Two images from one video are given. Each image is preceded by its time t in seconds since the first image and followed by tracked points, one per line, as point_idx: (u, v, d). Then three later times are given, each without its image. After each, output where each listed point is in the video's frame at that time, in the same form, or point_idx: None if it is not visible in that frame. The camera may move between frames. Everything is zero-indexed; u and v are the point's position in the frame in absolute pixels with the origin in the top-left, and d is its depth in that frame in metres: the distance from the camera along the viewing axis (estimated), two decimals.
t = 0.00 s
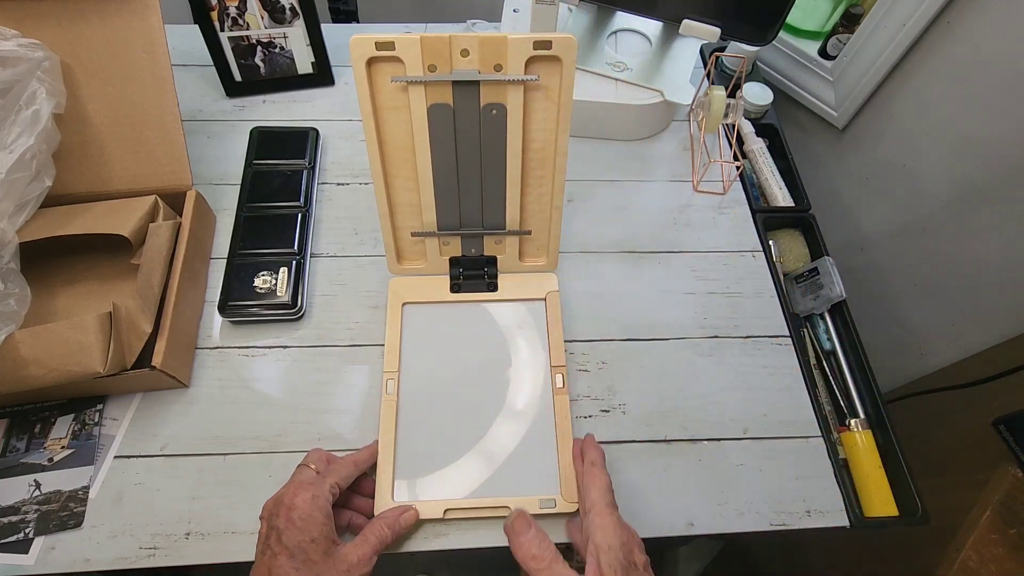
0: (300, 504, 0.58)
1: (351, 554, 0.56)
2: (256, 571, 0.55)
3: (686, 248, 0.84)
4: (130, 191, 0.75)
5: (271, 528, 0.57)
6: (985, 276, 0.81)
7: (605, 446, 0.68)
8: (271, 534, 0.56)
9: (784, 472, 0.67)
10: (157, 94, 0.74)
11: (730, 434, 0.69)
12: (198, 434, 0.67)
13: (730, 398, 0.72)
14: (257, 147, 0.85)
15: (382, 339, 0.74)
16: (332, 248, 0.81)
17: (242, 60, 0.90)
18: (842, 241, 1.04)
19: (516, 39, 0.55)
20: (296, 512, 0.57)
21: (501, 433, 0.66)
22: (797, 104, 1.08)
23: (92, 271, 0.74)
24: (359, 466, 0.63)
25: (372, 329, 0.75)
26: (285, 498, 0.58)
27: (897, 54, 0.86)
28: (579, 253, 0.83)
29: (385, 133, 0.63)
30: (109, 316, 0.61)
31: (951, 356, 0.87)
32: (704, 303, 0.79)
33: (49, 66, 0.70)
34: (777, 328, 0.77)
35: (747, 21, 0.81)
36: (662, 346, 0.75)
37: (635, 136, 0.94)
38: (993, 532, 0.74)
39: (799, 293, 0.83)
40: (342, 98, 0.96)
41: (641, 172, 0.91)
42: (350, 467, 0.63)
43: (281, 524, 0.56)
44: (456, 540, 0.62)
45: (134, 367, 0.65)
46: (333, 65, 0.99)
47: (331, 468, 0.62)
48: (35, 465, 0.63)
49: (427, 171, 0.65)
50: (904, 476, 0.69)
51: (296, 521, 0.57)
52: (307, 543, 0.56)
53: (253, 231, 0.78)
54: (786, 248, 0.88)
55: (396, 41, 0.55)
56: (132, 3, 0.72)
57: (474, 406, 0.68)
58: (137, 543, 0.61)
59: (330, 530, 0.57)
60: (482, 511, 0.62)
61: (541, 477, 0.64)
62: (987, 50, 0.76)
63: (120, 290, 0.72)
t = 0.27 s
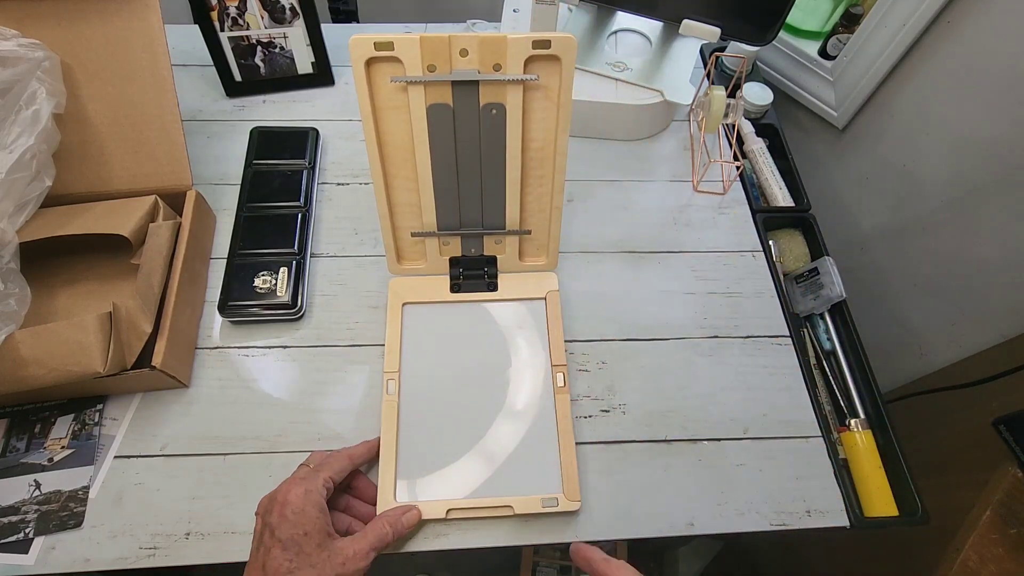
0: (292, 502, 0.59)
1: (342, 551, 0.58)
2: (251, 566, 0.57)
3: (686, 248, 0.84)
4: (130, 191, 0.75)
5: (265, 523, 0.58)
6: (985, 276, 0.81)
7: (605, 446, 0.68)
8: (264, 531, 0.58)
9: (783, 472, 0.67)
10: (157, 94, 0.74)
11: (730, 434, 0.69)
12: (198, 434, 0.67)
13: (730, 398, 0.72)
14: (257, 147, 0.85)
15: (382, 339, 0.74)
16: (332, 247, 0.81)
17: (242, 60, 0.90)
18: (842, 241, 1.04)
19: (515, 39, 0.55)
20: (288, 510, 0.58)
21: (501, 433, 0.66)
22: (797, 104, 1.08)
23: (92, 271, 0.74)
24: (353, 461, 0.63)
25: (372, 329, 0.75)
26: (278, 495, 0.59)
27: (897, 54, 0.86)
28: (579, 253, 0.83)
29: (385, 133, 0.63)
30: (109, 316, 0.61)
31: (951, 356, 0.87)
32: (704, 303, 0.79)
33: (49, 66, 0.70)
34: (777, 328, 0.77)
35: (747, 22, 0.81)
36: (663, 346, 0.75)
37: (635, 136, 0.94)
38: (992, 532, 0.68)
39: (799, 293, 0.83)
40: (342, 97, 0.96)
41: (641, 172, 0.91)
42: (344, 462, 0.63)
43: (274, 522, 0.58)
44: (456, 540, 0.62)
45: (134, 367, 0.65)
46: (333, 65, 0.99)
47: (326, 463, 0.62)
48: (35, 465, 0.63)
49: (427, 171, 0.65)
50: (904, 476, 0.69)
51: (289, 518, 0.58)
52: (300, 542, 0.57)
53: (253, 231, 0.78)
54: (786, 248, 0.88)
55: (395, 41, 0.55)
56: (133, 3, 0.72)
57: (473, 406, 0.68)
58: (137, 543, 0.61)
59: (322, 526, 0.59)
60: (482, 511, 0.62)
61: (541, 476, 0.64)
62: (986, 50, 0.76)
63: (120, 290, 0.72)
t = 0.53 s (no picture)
0: (327, 493, 0.57)
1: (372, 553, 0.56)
2: (270, 558, 0.53)
3: (686, 248, 0.84)
4: (130, 191, 0.75)
5: (293, 516, 0.56)
6: (985, 276, 0.81)
7: (605, 446, 0.68)
8: (293, 522, 0.55)
9: (783, 472, 0.67)
10: (157, 94, 0.74)
11: (730, 434, 0.69)
12: (198, 434, 0.67)
13: (730, 398, 0.72)
14: (257, 147, 0.85)
15: (382, 339, 0.74)
16: (332, 247, 0.81)
17: (242, 60, 0.90)
18: (842, 241, 1.04)
19: (515, 39, 0.55)
20: (324, 503, 0.56)
21: (501, 433, 0.66)
22: (797, 104, 1.08)
23: (92, 271, 0.74)
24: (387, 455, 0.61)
25: (372, 330, 0.75)
26: (315, 483, 0.57)
27: (897, 54, 0.86)
28: (579, 253, 0.83)
29: (384, 134, 0.63)
30: (109, 316, 0.61)
31: (951, 356, 0.87)
32: (704, 303, 0.79)
33: (49, 66, 0.70)
34: (777, 328, 0.77)
35: (747, 22, 0.81)
36: (663, 346, 0.75)
37: (635, 136, 0.94)
38: (992, 532, 0.68)
39: (799, 293, 0.83)
40: (342, 98, 0.96)
41: (641, 173, 0.91)
42: (379, 455, 0.60)
43: (306, 514, 0.55)
44: (456, 540, 0.62)
45: (134, 367, 0.65)
46: (333, 65, 0.99)
47: (358, 453, 0.60)
48: (35, 465, 0.63)
49: (427, 171, 0.65)
50: (904, 476, 0.69)
51: (323, 511, 0.56)
52: (329, 539, 0.55)
53: (253, 231, 0.78)
54: (786, 248, 0.88)
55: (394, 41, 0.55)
56: (133, 3, 0.72)
57: (473, 405, 0.68)
58: (137, 543, 0.61)
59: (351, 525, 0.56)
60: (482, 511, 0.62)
61: (542, 476, 0.64)
62: (986, 50, 0.76)
63: (121, 290, 0.72)
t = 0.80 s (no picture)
0: (327, 499, 0.55)
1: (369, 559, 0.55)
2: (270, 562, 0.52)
3: (686, 248, 0.84)
4: (130, 191, 0.75)
5: (294, 519, 0.54)
6: (985, 276, 0.81)
7: (605, 446, 0.68)
8: (292, 526, 0.54)
9: (783, 472, 0.67)
10: (158, 94, 0.74)
11: (730, 433, 0.69)
12: (198, 434, 0.67)
13: (730, 398, 0.72)
14: (256, 147, 0.85)
15: (382, 339, 0.74)
16: (332, 247, 0.81)
17: (242, 60, 0.90)
18: (842, 241, 1.04)
19: (514, 38, 0.55)
20: (324, 509, 0.55)
21: (501, 433, 0.66)
22: (797, 104, 1.08)
23: (92, 271, 0.74)
24: (388, 468, 0.60)
25: (372, 329, 0.75)
26: (314, 489, 0.56)
27: (897, 54, 0.86)
28: (579, 253, 0.83)
29: (384, 134, 0.63)
30: (109, 316, 0.61)
31: (951, 356, 0.87)
32: (704, 303, 0.79)
33: (49, 66, 0.70)
34: (777, 328, 0.77)
35: (747, 21, 0.81)
36: (663, 346, 0.75)
37: (635, 136, 0.94)
38: (992, 532, 0.69)
39: (799, 293, 0.83)
40: (342, 97, 0.96)
41: (641, 173, 0.91)
42: (379, 469, 0.60)
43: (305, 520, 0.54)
44: (456, 539, 0.62)
45: (134, 367, 0.65)
46: (333, 65, 0.99)
47: (359, 464, 0.59)
48: (35, 465, 0.63)
49: (427, 171, 0.65)
50: (904, 476, 0.69)
51: (323, 516, 0.55)
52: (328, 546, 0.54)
53: (253, 230, 0.78)
54: (786, 248, 0.88)
55: (394, 41, 0.55)
56: (133, 3, 0.72)
57: (473, 406, 0.68)
58: (137, 543, 0.61)
59: (350, 532, 0.56)
60: (483, 511, 0.62)
61: (541, 476, 0.64)
62: (986, 50, 0.76)
63: (121, 290, 0.72)
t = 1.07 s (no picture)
0: (301, 453, 0.57)
1: (347, 507, 0.57)
2: (246, 518, 0.56)
3: (686, 248, 0.84)
4: (130, 191, 0.75)
5: (269, 475, 0.57)
6: (986, 276, 0.81)
7: (605, 446, 0.68)
8: (268, 481, 0.57)
9: (783, 472, 0.67)
10: (158, 94, 0.74)
11: (730, 433, 0.69)
12: (198, 434, 0.67)
13: (730, 398, 0.72)
14: (256, 147, 0.85)
15: (382, 339, 0.74)
16: (332, 247, 0.81)
17: (242, 60, 0.90)
18: (842, 241, 1.04)
19: (514, 38, 0.55)
20: (299, 464, 0.57)
21: (501, 433, 0.66)
22: (797, 104, 1.08)
23: (92, 271, 0.74)
24: (366, 422, 0.61)
25: (372, 329, 0.75)
26: (289, 442, 0.57)
27: (897, 54, 0.86)
28: (579, 253, 0.83)
29: (384, 134, 0.63)
30: (109, 316, 0.61)
31: (951, 356, 0.87)
32: (704, 303, 0.79)
33: (49, 66, 0.70)
34: (777, 328, 0.77)
35: (747, 21, 0.81)
36: (663, 346, 0.75)
37: (635, 136, 0.94)
38: (992, 532, 0.69)
39: (799, 293, 0.83)
40: (342, 98, 0.96)
41: (641, 173, 0.91)
42: (357, 427, 0.60)
43: (278, 473, 0.57)
44: (456, 540, 0.62)
45: (134, 367, 0.65)
46: (333, 65, 0.99)
47: (339, 419, 0.59)
48: (35, 465, 0.63)
49: (426, 170, 0.65)
50: (904, 476, 0.69)
51: (298, 471, 0.56)
52: (304, 496, 0.56)
53: (253, 230, 0.78)
54: (786, 248, 0.88)
55: (394, 41, 0.55)
56: (133, 3, 0.72)
57: (473, 406, 0.67)
58: (137, 543, 0.61)
59: (330, 484, 0.57)
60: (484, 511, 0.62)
61: (541, 476, 0.64)
62: (986, 50, 0.76)
63: (120, 290, 0.72)
